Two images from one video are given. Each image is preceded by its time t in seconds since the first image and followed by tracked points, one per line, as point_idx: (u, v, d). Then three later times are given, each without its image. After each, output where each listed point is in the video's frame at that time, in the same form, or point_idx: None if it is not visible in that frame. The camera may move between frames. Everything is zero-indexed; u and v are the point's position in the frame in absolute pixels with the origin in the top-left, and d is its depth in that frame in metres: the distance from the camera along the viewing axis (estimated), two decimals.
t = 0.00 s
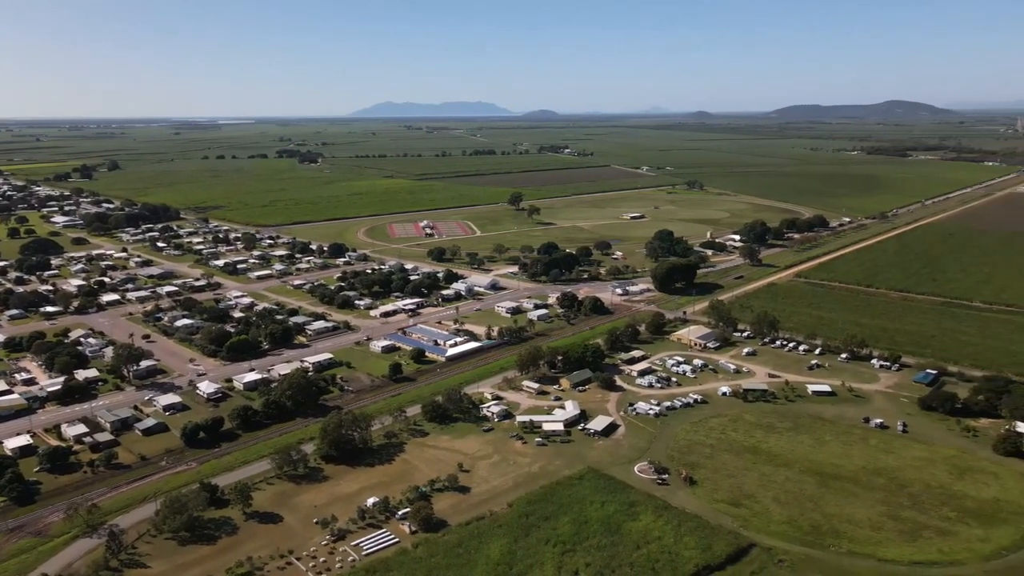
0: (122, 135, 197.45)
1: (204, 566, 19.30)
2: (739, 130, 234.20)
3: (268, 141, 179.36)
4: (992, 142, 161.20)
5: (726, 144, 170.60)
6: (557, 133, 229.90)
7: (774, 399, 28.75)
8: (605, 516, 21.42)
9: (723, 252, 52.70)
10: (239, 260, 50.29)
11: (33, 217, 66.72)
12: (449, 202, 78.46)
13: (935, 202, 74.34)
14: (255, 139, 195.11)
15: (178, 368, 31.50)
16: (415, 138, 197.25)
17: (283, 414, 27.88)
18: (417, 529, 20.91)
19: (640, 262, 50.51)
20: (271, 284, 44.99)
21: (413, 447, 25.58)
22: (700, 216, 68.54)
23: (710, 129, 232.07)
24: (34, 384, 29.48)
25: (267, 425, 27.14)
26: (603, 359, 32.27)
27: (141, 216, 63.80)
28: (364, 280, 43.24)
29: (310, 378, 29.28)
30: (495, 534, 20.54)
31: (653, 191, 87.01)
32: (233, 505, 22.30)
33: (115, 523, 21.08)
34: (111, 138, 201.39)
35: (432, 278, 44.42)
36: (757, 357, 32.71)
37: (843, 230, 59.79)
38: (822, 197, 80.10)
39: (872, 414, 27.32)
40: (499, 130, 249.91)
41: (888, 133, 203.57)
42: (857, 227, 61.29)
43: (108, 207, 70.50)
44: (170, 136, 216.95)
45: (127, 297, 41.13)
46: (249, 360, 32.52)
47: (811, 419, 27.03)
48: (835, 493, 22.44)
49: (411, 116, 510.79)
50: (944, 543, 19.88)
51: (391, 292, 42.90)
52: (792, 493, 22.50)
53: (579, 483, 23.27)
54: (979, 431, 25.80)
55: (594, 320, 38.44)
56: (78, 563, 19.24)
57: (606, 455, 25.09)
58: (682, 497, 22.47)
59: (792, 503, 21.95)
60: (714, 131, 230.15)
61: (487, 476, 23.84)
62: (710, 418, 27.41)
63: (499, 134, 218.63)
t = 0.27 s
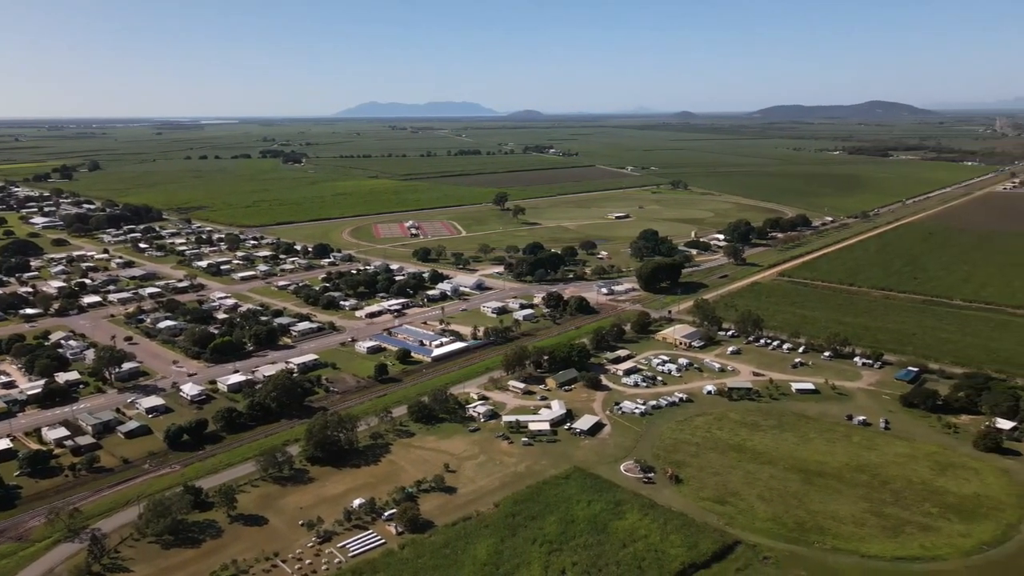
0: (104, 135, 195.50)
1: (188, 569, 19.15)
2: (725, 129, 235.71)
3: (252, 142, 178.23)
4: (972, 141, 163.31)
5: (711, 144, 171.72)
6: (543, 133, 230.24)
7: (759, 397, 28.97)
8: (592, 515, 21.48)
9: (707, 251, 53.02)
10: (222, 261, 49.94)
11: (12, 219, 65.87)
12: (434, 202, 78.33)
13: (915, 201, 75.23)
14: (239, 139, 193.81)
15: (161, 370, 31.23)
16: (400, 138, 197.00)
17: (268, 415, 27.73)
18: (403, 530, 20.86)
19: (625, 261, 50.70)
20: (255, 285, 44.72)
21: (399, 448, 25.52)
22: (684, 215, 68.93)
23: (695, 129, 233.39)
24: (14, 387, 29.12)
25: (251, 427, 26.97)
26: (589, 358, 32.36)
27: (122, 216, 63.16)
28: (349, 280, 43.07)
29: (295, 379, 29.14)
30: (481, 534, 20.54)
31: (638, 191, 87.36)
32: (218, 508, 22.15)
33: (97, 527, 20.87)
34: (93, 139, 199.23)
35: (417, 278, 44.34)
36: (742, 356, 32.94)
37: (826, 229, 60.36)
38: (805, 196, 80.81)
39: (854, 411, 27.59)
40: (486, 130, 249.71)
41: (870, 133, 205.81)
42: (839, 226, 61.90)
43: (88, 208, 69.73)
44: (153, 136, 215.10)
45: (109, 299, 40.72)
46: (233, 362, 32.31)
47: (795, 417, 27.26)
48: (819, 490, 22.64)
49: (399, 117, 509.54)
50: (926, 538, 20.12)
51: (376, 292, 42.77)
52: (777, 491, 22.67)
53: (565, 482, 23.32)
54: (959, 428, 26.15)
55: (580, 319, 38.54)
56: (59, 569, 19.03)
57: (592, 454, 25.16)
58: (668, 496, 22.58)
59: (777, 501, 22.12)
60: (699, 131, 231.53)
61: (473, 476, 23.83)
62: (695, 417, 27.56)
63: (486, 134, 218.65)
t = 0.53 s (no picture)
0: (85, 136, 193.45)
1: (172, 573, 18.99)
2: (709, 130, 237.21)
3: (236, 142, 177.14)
4: (952, 141, 165.33)
5: (695, 144, 172.83)
6: (528, 134, 230.61)
7: (743, 395, 29.17)
8: (579, 514, 21.53)
9: (692, 251, 53.34)
10: (205, 262, 49.57)
11: None
12: (419, 203, 78.18)
13: (896, 201, 76.11)
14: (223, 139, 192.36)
15: (143, 372, 30.96)
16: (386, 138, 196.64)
17: (252, 417, 27.57)
18: (390, 531, 20.80)
19: (610, 261, 50.89)
20: (239, 286, 44.45)
21: (385, 449, 25.46)
22: (669, 215, 69.32)
23: (679, 129, 234.69)
24: None
25: (236, 429, 26.81)
26: (574, 358, 32.45)
27: (103, 218, 62.52)
28: (334, 281, 42.91)
29: (280, 381, 28.99)
30: (468, 534, 20.52)
31: (623, 191, 87.70)
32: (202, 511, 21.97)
33: (79, 531, 20.64)
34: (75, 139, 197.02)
35: (403, 278, 44.26)
36: (726, 354, 33.16)
37: (808, 228, 60.94)
38: (788, 196, 81.49)
39: (838, 409, 27.86)
40: (473, 130, 249.56)
41: (852, 133, 208.02)
42: (822, 225, 62.49)
43: (68, 209, 68.90)
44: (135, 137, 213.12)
45: (90, 301, 40.29)
46: (217, 364, 32.09)
47: (779, 415, 27.48)
48: (803, 487, 22.84)
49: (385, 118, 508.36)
50: (908, 534, 20.35)
51: (361, 293, 42.65)
52: (761, 488, 22.84)
53: (552, 482, 23.35)
54: (940, 425, 26.49)
55: (566, 319, 38.64)
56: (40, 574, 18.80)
57: (579, 453, 25.22)
58: (654, 494, 22.67)
59: (761, 498, 22.29)
60: (684, 131, 232.82)
61: (460, 476, 23.82)
62: (681, 415, 27.72)
63: (472, 134, 218.65)
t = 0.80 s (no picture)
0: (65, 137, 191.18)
1: None
2: (695, 130, 238.47)
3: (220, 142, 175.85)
4: (931, 140, 167.38)
5: (680, 144, 173.70)
6: (515, 134, 230.78)
7: (728, 394, 29.36)
8: (565, 514, 21.57)
9: (677, 250, 53.64)
10: (188, 263, 49.19)
11: None
12: (405, 203, 78.00)
13: (877, 200, 76.93)
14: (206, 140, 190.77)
15: (125, 375, 30.67)
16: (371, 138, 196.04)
17: (236, 419, 27.39)
18: (376, 532, 20.74)
19: (595, 261, 51.07)
20: (223, 287, 44.15)
21: (371, 450, 25.39)
22: (653, 215, 69.65)
23: (665, 129, 235.86)
24: None
25: (220, 432, 26.61)
26: (560, 358, 32.52)
27: (83, 219, 61.86)
28: (318, 282, 42.72)
29: (265, 383, 28.81)
30: (455, 535, 20.50)
31: (609, 191, 88.01)
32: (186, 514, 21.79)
33: (60, 536, 20.40)
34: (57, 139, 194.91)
35: (388, 279, 44.16)
36: (711, 353, 33.37)
37: (792, 228, 61.48)
38: (772, 196, 82.13)
39: (821, 406, 28.11)
40: (460, 130, 249.21)
41: (835, 133, 210.08)
42: (805, 224, 63.08)
43: (48, 210, 68.09)
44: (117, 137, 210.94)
45: (71, 303, 39.85)
46: (201, 365, 31.85)
47: (764, 413, 27.68)
48: (787, 485, 23.02)
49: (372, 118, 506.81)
50: (891, 530, 20.57)
51: (346, 294, 42.52)
52: (746, 486, 23.00)
53: (538, 482, 23.37)
54: (922, 421, 26.80)
55: (551, 319, 38.72)
56: None
57: (565, 453, 25.28)
58: (640, 493, 22.76)
59: (746, 496, 22.44)
60: (669, 131, 234.03)
61: (446, 476, 23.80)
62: (666, 414, 27.85)
63: (459, 134, 218.53)
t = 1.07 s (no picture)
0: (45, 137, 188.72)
1: None
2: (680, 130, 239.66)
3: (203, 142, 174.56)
4: (912, 141, 169.37)
5: (665, 143, 174.54)
6: (501, 134, 230.87)
7: (713, 393, 29.55)
8: (552, 513, 21.61)
9: (662, 250, 53.92)
10: (171, 264, 48.81)
11: None
12: (390, 203, 77.79)
13: (860, 200, 77.75)
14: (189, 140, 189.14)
15: (107, 377, 30.38)
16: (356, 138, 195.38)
17: (221, 421, 27.21)
18: (362, 534, 20.67)
19: (581, 260, 51.22)
20: (206, 288, 43.84)
21: (356, 451, 25.31)
22: (638, 214, 69.94)
23: (651, 129, 236.87)
24: None
25: (204, 434, 26.43)
26: (546, 357, 32.58)
27: (63, 220, 61.18)
28: (303, 283, 42.53)
29: (249, 384, 28.64)
30: (441, 535, 20.48)
31: (594, 191, 88.28)
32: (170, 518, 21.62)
33: (41, 541, 20.17)
34: (27, 137, 193.56)
35: (373, 279, 44.05)
36: (696, 352, 33.57)
37: (775, 227, 61.99)
38: (756, 195, 82.75)
39: (805, 404, 28.35)
40: (446, 130, 248.87)
41: (818, 133, 212.01)
42: (788, 224, 63.65)
43: (27, 211, 67.26)
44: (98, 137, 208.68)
45: (51, 305, 39.41)
46: (184, 367, 31.62)
47: (748, 412, 27.88)
48: (772, 482, 23.20)
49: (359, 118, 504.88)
50: (874, 526, 20.79)
51: (332, 294, 42.37)
52: (731, 484, 23.15)
53: (525, 482, 23.40)
54: (904, 418, 27.12)
55: (537, 319, 38.79)
56: None
57: (551, 452, 25.33)
58: (626, 492, 22.86)
59: (731, 494, 22.59)
60: (655, 131, 235.10)
61: (432, 477, 23.77)
62: (652, 413, 27.98)
63: (445, 134, 218.41)
